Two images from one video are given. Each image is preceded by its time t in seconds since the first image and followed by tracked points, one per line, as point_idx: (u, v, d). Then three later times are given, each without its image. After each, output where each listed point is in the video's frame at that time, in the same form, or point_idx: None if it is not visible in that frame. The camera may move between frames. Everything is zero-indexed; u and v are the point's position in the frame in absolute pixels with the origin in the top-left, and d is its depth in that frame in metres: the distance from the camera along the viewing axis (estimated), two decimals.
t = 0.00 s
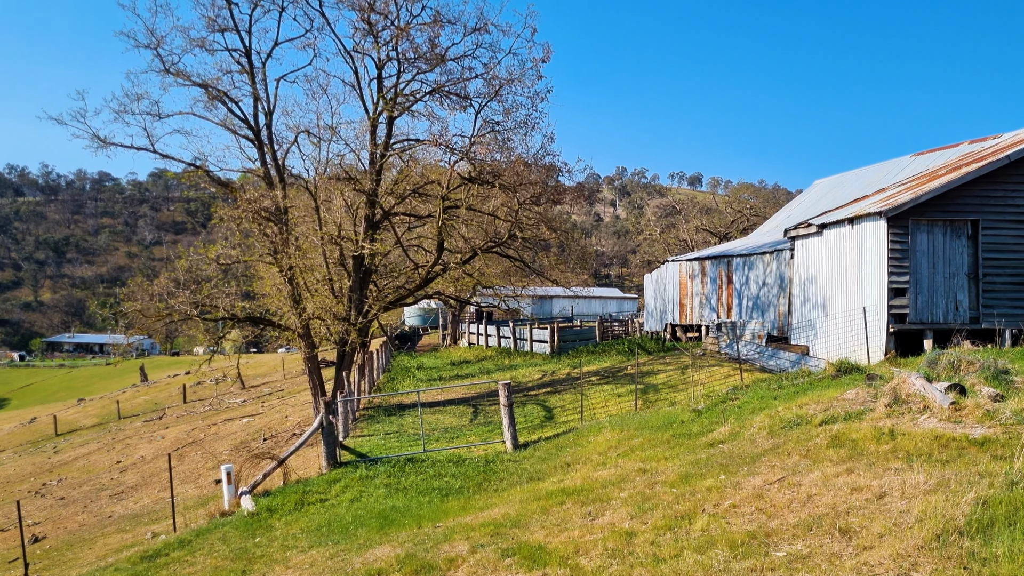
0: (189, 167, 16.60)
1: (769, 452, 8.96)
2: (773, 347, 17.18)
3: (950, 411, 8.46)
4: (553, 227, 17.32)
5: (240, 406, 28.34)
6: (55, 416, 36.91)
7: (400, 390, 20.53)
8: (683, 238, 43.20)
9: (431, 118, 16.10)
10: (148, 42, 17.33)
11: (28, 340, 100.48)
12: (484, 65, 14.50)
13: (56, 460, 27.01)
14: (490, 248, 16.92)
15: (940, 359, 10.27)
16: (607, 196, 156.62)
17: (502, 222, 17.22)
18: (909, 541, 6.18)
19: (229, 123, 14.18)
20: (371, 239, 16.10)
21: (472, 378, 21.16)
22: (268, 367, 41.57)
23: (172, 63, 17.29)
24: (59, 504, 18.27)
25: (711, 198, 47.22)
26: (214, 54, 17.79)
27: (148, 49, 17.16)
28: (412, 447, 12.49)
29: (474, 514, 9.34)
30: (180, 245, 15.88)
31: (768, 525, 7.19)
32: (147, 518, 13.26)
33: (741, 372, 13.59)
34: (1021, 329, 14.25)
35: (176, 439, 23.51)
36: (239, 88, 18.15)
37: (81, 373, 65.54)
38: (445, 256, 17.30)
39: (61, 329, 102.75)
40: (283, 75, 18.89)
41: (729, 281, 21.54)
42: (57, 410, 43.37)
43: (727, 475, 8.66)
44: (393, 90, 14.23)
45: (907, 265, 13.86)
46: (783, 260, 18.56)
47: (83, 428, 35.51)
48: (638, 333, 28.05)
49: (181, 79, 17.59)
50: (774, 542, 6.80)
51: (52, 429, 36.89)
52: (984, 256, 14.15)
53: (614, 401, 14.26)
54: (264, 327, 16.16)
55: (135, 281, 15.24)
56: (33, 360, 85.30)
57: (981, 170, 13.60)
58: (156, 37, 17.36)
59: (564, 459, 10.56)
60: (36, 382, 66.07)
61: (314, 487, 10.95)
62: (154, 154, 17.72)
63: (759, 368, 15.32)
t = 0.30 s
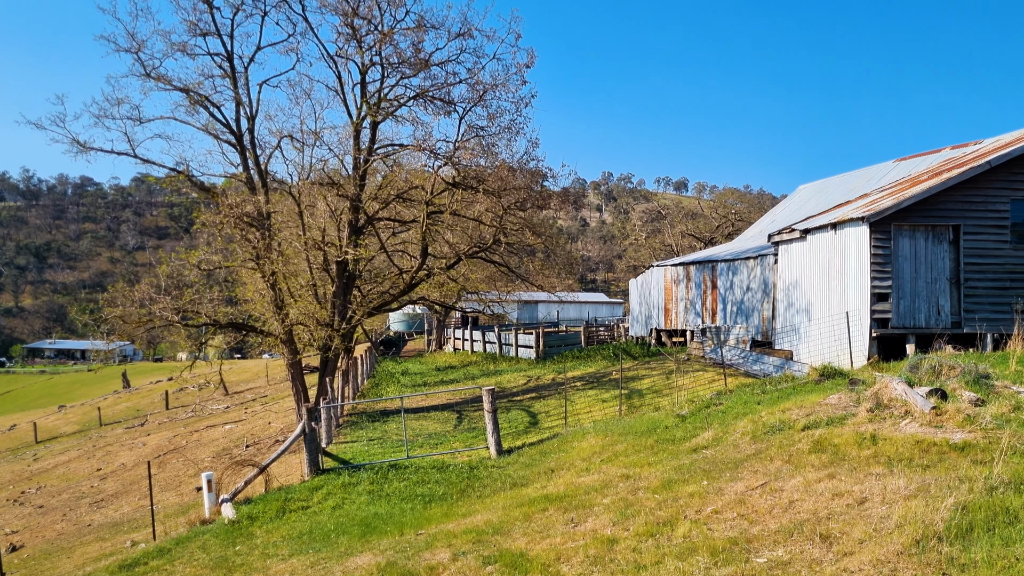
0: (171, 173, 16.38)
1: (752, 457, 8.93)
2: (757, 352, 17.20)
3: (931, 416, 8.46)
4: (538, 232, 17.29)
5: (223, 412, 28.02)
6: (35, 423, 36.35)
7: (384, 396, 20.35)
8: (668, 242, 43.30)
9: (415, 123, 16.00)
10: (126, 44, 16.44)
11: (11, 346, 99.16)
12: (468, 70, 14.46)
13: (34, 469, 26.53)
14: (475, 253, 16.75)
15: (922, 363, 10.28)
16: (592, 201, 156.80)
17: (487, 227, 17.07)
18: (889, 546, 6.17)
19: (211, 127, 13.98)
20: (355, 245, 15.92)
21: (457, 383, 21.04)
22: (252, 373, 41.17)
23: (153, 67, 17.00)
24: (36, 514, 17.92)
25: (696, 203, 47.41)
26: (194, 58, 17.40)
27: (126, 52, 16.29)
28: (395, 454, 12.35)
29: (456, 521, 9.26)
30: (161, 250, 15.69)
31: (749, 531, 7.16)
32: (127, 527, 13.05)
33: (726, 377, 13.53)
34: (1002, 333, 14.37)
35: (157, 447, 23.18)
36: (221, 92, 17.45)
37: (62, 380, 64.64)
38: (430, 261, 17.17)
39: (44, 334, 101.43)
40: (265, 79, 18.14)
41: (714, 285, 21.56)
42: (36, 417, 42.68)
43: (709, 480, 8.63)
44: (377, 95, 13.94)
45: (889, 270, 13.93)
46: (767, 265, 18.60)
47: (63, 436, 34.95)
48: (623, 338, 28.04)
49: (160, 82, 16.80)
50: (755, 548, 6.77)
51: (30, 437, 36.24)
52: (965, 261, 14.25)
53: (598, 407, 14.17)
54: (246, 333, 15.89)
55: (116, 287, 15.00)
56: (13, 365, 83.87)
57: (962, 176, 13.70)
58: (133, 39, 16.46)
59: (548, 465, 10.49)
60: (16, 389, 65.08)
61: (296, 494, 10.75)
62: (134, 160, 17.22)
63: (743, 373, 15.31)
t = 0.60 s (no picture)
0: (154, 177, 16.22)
1: (734, 462, 8.89)
2: (741, 356, 17.20)
3: (912, 419, 8.43)
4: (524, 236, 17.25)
5: (206, 418, 27.77)
6: (16, 430, 35.81)
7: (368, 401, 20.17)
8: (655, 247, 43.34)
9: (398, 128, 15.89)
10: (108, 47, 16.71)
11: None
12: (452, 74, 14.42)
13: (13, 476, 26.16)
14: (460, 257, 16.65)
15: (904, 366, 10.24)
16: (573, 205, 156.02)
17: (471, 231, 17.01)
18: (867, 551, 6.13)
19: (192, 131, 13.82)
20: (339, 249, 15.91)
21: (442, 388, 20.93)
22: (237, 377, 40.84)
23: (134, 70, 16.68)
24: (13, 522, 17.64)
25: (683, 208, 47.53)
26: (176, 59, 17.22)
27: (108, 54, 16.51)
28: (379, 458, 12.24)
29: (438, 527, 9.18)
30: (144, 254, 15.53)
31: (729, 536, 7.11)
32: (106, 534, 12.88)
33: (710, 381, 13.47)
34: (984, 336, 14.41)
35: (139, 453, 22.92)
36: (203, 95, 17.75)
37: (45, 386, 63.94)
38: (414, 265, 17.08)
39: (30, 339, 100.50)
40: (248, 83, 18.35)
41: (699, 289, 21.55)
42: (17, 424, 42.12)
43: (691, 485, 8.58)
44: (360, 98, 13.87)
45: (872, 273, 13.96)
46: (751, 269, 18.60)
47: (44, 442, 34.48)
48: (609, 342, 28.01)
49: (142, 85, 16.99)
50: (734, 553, 6.71)
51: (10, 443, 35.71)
52: (948, 264, 14.29)
53: (582, 411, 14.07)
54: (228, 337, 15.70)
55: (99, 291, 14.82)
56: None
57: (943, 180, 13.74)
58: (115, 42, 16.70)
59: (531, 470, 10.41)
60: None
61: (278, 500, 10.63)
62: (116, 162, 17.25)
63: (727, 376, 15.27)
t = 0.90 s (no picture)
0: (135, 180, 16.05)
1: (714, 466, 8.84)
2: (726, 359, 17.17)
3: (891, 423, 8.40)
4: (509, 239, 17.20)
5: (189, 422, 27.52)
6: None
7: (352, 405, 19.99)
8: (641, 250, 43.25)
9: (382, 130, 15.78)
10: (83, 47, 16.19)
11: None
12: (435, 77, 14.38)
13: None
14: (444, 260, 16.54)
15: (885, 370, 10.21)
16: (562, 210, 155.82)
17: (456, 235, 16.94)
18: (842, 556, 6.08)
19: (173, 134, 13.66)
20: (322, 252, 15.81)
21: (427, 392, 20.84)
22: (222, 381, 40.48)
23: (113, 71, 16.42)
24: None
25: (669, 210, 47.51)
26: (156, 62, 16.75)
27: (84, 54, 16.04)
28: (360, 463, 12.14)
29: (417, 533, 9.06)
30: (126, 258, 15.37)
31: (706, 541, 7.05)
32: (84, 541, 12.71)
33: (693, 384, 13.41)
34: (966, 339, 14.42)
35: (119, 458, 22.67)
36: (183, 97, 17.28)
37: (29, 390, 63.27)
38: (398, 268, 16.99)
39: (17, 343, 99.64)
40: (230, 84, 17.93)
41: (683, 293, 21.48)
42: None
43: (671, 489, 8.52)
44: (343, 100, 13.78)
45: (854, 276, 13.95)
46: (735, 272, 18.55)
47: (24, 448, 34.01)
48: (595, 345, 27.98)
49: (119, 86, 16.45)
50: (711, 559, 6.65)
51: None
52: (929, 267, 14.31)
53: (565, 415, 13.97)
54: (210, 341, 15.53)
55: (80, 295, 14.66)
56: None
57: (925, 183, 13.73)
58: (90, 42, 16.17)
59: (513, 474, 10.32)
60: None
61: (256, 506, 10.53)
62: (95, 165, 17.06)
63: (711, 380, 15.23)
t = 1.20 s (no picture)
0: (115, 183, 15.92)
1: (691, 470, 8.81)
2: (708, 362, 17.15)
3: (867, 427, 8.39)
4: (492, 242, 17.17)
5: (170, 426, 27.28)
6: None
7: (334, 408, 19.86)
8: (625, 253, 43.24)
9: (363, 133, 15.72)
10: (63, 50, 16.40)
11: None
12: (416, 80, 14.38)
13: None
14: (426, 263, 16.46)
15: (862, 373, 10.21)
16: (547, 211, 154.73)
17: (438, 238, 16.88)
18: (813, 563, 6.02)
19: (152, 135, 13.76)
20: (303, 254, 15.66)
21: (409, 395, 20.78)
22: (204, 383, 40.14)
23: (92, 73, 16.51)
24: None
25: (654, 213, 47.57)
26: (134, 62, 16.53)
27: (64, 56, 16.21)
28: (340, 467, 12.07)
29: (394, 538, 8.96)
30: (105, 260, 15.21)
31: (680, 547, 7.00)
32: (59, 547, 12.57)
33: (674, 388, 13.37)
34: (944, 342, 14.45)
35: (98, 462, 22.43)
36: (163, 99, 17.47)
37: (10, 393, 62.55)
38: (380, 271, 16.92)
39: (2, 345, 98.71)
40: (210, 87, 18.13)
41: (665, 295, 21.45)
42: None
43: (648, 494, 8.47)
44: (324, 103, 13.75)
45: (833, 279, 13.95)
46: (717, 275, 18.52)
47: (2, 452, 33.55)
48: (579, 348, 27.97)
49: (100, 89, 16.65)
50: (684, 565, 6.60)
51: None
52: (908, 271, 14.32)
53: (546, 418, 13.92)
54: (190, 345, 15.42)
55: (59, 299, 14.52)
56: None
57: (905, 186, 13.74)
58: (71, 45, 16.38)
59: (492, 478, 10.26)
60: None
61: (234, 511, 10.45)
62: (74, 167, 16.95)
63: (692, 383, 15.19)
